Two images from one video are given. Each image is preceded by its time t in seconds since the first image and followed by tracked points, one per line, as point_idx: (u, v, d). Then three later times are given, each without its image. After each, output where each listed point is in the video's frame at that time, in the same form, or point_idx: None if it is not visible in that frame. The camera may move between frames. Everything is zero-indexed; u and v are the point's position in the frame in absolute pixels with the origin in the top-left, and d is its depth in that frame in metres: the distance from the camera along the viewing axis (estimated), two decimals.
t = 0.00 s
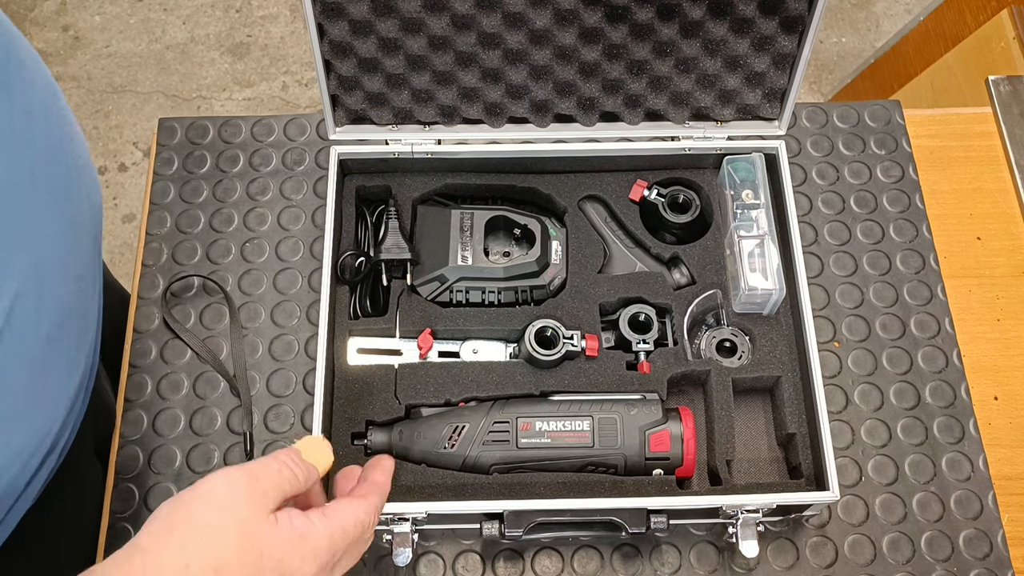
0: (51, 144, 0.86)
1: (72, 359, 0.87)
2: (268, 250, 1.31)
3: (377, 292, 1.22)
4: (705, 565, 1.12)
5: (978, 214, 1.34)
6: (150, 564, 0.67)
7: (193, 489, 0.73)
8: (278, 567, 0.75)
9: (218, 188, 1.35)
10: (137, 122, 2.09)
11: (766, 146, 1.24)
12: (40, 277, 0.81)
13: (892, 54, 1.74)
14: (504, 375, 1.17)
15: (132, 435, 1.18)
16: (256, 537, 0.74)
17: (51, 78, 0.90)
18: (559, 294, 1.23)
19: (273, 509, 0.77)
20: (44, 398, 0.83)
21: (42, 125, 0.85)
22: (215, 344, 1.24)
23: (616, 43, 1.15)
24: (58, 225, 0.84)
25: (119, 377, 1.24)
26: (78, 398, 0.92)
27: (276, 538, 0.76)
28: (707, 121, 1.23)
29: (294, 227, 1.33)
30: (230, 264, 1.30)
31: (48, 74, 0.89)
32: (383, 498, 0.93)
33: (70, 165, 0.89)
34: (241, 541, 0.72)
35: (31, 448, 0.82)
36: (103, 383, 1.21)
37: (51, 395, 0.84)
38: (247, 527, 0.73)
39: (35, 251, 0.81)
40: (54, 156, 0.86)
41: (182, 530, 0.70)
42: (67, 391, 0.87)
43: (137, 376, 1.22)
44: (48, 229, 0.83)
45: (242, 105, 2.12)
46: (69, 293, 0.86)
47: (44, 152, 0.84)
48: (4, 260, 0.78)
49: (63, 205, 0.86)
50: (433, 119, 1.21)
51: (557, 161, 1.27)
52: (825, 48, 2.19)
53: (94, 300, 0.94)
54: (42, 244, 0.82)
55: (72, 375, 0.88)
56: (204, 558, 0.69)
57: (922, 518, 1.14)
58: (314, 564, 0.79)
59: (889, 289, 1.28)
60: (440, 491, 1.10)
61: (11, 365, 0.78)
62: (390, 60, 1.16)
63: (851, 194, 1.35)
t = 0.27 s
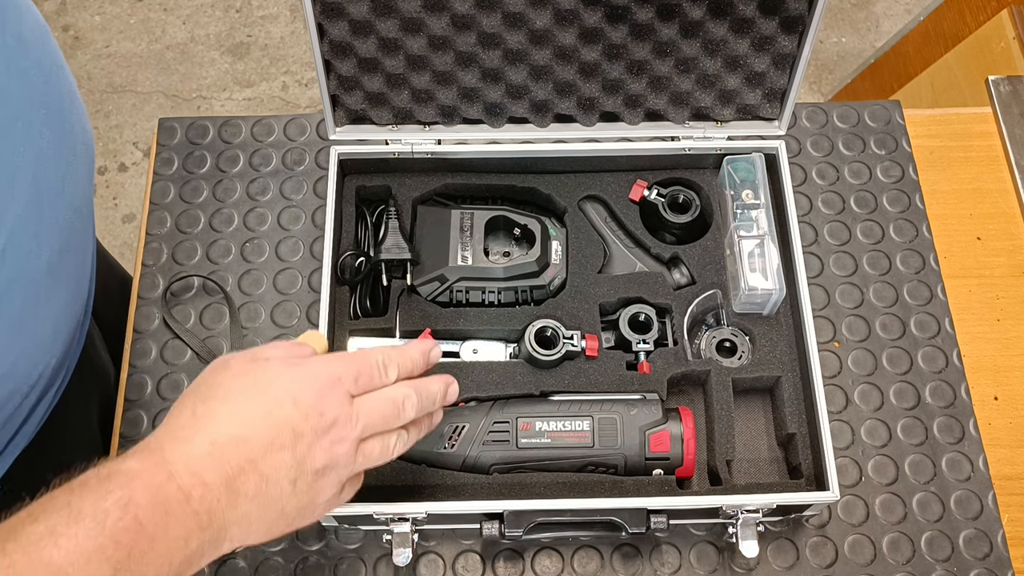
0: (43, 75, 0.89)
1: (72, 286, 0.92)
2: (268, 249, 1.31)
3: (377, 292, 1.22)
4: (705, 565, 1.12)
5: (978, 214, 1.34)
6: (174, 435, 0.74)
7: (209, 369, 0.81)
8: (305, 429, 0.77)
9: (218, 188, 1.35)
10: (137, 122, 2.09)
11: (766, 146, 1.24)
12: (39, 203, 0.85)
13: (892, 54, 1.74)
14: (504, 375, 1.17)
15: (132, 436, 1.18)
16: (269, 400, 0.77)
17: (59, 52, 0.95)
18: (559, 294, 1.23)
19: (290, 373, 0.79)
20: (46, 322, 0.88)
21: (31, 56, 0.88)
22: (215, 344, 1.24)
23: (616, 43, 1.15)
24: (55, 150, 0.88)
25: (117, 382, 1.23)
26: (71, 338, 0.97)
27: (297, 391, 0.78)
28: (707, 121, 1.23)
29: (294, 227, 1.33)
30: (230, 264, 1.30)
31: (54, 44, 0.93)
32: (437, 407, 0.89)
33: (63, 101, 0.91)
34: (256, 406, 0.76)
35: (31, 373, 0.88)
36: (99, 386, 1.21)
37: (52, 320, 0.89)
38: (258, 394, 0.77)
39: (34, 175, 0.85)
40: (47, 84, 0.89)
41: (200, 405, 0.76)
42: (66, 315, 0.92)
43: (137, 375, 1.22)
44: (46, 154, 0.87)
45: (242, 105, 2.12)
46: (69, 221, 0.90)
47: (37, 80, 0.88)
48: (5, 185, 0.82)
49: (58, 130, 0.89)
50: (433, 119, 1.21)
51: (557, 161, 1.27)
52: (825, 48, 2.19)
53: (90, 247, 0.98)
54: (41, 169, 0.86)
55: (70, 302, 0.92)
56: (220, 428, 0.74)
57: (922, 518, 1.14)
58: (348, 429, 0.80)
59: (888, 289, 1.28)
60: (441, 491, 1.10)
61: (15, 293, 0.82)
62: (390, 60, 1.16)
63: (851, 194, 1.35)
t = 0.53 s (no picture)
0: (49, 53, 0.90)
1: (77, 264, 0.95)
2: (268, 249, 1.31)
3: (377, 291, 1.22)
4: (705, 565, 1.12)
5: (978, 214, 1.34)
6: (183, 401, 0.75)
7: (217, 332, 0.83)
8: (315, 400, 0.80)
9: (218, 188, 1.35)
10: (137, 123, 2.09)
11: (766, 146, 1.24)
12: (45, 180, 0.88)
13: (892, 54, 1.74)
14: (504, 375, 1.17)
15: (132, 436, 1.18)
16: (280, 368, 0.79)
17: (65, 35, 0.96)
18: (559, 294, 1.23)
19: (302, 341, 0.81)
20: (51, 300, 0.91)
21: (38, 33, 0.88)
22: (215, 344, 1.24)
23: (616, 43, 1.15)
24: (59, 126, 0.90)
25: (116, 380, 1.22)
26: (74, 321, 1.01)
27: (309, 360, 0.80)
28: (707, 121, 1.23)
29: (294, 227, 1.33)
30: (230, 264, 1.30)
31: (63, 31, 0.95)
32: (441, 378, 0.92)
33: (69, 81, 0.93)
34: (267, 374, 0.78)
35: (36, 353, 0.92)
36: (99, 384, 1.21)
37: (56, 297, 0.92)
38: (269, 360, 0.79)
39: (40, 152, 0.87)
40: (53, 61, 0.90)
41: (210, 366, 0.78)
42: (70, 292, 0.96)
43: (137, 375, 1.22)
44: (52, 131, 0.89)
45: (242, 106, 2.12)
46: (72, 199, 0.93)
47: (43, 57, 0.89)
48: (13, 163, 0.84)
49: (63, 107, 0.91)
50: (433, 119, 1.21)
51: (557, 161, 1.27)
52: (825, 48, 2.19)
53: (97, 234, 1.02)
54: (47, 146, 0.88)
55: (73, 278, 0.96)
56: (231, 393, 0.76)
57: (922, 518, 1.14)
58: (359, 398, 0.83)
59: (888, 289, 1.28)
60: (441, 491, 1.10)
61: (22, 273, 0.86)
62: (390, 60, 1.16)
63: (851, 194, 1.35)
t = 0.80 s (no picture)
0: (48, 50, 0.87)
1: (77, 264, 0.94)
2: (268, 249, 1.31)
3: (377, 291, 1.22)
4: (705, 565, 1.12)
5: (978, 214, 1.34)
6: (199, 439, 0.73)
7: (239, 365, 0.81)
8: (334, 444, 0.79)
9: (218, 188, 1.35)
10: (137, 123, 2.09)
11: (766, 146, 1.24)
12: (46, 179, 0.86)
13: (892, 55, 1.74)
14: (504, 375, 1.17)
15: (132, 436, 1.18)
16: (302, 409, 0.78)
17: (61, 31, 0.92)
18: (559, 294, 1.23)
19: (327, 382, 0.80)
20: (51, 300, 0.90)
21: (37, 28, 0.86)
22: (215, 344, 1.24)
23: (616, 43, 1.15)
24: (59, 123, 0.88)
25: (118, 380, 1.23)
26: (75, 321, 1.00)
27: (333, 402, 0.79)
28: (707, 121, 1.23)
29: (294, 227, 1.33)
30: (230, 264, 1.30)
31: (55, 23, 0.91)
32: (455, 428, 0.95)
33: (68, 79, 0.91)
34: (287, 416, 0.77)
35: (37, 354, 0.91)
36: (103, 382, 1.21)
37: (55, 299, 0.91)
38: (291, 401, 0.77)
39: (41, 150, 0.85)
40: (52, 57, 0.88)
41: (231, 403, 0.76)
42: (70, 293, 0.94)
43: (137, 376, 1.22)
44: (51, 129, 0.86)
45: (242, 106, 2.12)
46: (72, 198, 0.91)
47: (42, 53, 0.86)
48: (14, 164, 0.81)
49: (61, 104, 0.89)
50: (433, 119, 1.21)
51: (557, 161, 1.27)
52: (825, 48, 2.19)
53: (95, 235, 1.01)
54: (47, 145, 0.86)
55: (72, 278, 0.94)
56: (250, 433, 0.75)
57: (922, 518, 1.14)
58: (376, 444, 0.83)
59: (888, 289, 1.28)
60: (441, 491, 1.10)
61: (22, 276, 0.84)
62: (390, 60, 1.16)
63: (851, 195, 1.35)
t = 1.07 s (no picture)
0: (44, 70, 0.85)
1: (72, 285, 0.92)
2: (268, 249, 1.31)
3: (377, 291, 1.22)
4: (705, 565, 1.12)
5: (978, 214, 1.34)
6: (207, 441, 0.66)
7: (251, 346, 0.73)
8: (328, 439, 0.78)
9: (218, 188, 1.35)
10: (136, 123, 2.09)
11: (766, 146, 1.24)
12: (41, 202, 0.83)
13: (892, 55, 1.74)
14: (504, 375, 1.17)
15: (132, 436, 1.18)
16: (313, 406, 0.74)
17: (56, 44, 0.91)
18: (558, 294, 1.23)
19: (335, 376, 0.76)
20: (43, 326, 0.87)
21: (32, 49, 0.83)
22: (215, 344, 1.24)
23: (616, 43, 1.15)
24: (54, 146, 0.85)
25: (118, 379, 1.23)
26: (72, 336, 0.98)
27: (337, 399, 0.77)
28: (707, 121, 1.23)
29: (294, 227, 1.33)
30: (230, 264, 1.30)
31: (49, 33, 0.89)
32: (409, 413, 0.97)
33: (65, 101, 0.88)
34: (297, 413, 0.72)
35: (31, 376, 0.88)
36: (103, 382, 1.21)
37: (48, 325, 0.88)
38: (301, 397, 0.73)
39: (36, 172, 0.82)
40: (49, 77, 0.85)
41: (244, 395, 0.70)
42: (62, 317, 0.92)
43: (137, 376, 1.22)
44: (47, 152, 0.84)
45: (242, 106, 2.12)
46: (67, 221, 0.88)
47: (39, 74, 0.84)
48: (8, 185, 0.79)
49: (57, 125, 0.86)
50: (433, 120, 1.21)
51: (557, 161, 1.27)
52: (825, 48, 2.19)
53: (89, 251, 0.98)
54: (42, 169, 0.83)
55: (66, 303, 0.91)
56: (263, 431, 0.70)
57: (922, 518, 1.14)
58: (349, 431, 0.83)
59: (888, 289, 1.28)
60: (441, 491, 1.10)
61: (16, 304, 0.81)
62: (390, 60, 1.16)
63: (851, 194, 1.35)
